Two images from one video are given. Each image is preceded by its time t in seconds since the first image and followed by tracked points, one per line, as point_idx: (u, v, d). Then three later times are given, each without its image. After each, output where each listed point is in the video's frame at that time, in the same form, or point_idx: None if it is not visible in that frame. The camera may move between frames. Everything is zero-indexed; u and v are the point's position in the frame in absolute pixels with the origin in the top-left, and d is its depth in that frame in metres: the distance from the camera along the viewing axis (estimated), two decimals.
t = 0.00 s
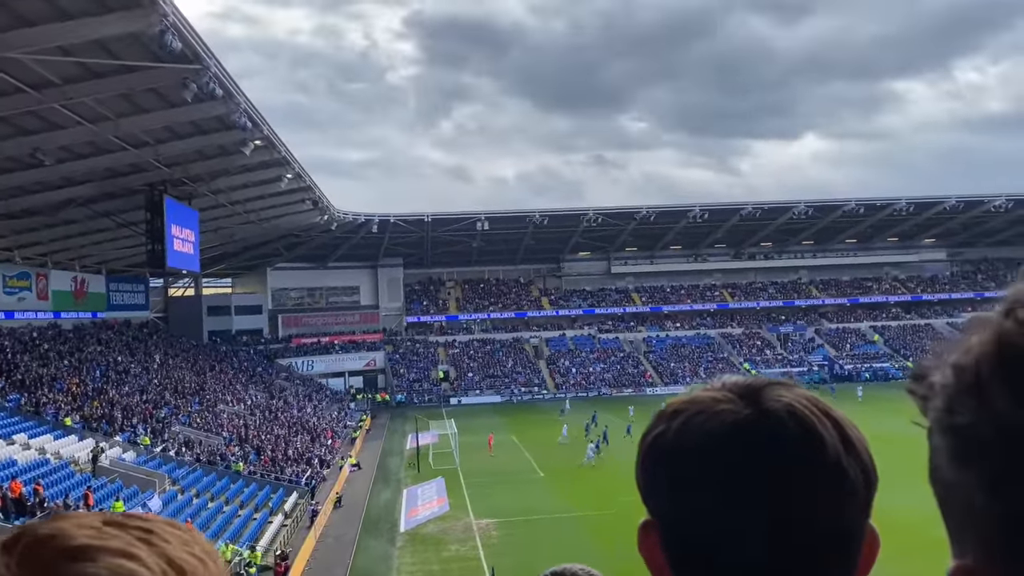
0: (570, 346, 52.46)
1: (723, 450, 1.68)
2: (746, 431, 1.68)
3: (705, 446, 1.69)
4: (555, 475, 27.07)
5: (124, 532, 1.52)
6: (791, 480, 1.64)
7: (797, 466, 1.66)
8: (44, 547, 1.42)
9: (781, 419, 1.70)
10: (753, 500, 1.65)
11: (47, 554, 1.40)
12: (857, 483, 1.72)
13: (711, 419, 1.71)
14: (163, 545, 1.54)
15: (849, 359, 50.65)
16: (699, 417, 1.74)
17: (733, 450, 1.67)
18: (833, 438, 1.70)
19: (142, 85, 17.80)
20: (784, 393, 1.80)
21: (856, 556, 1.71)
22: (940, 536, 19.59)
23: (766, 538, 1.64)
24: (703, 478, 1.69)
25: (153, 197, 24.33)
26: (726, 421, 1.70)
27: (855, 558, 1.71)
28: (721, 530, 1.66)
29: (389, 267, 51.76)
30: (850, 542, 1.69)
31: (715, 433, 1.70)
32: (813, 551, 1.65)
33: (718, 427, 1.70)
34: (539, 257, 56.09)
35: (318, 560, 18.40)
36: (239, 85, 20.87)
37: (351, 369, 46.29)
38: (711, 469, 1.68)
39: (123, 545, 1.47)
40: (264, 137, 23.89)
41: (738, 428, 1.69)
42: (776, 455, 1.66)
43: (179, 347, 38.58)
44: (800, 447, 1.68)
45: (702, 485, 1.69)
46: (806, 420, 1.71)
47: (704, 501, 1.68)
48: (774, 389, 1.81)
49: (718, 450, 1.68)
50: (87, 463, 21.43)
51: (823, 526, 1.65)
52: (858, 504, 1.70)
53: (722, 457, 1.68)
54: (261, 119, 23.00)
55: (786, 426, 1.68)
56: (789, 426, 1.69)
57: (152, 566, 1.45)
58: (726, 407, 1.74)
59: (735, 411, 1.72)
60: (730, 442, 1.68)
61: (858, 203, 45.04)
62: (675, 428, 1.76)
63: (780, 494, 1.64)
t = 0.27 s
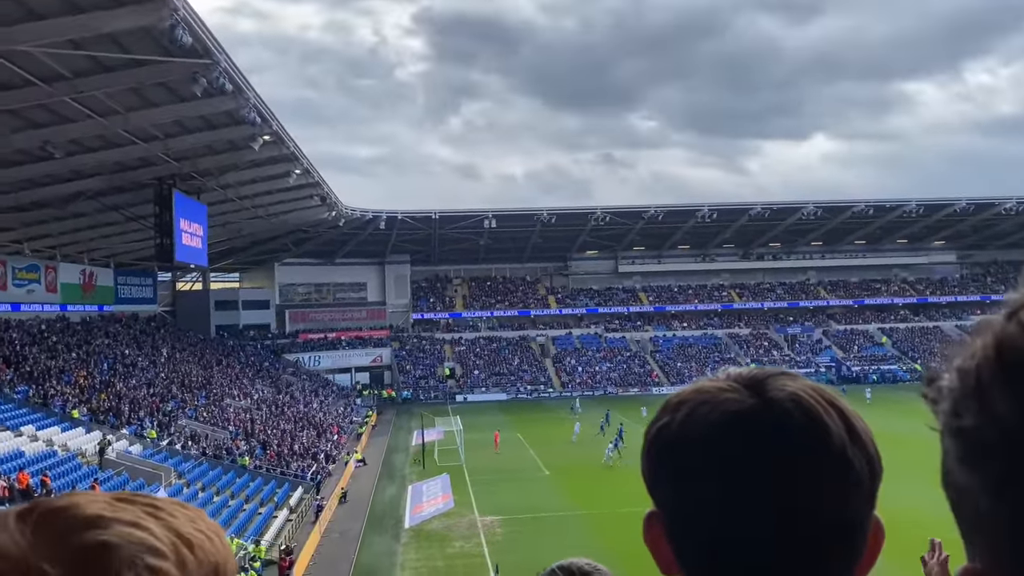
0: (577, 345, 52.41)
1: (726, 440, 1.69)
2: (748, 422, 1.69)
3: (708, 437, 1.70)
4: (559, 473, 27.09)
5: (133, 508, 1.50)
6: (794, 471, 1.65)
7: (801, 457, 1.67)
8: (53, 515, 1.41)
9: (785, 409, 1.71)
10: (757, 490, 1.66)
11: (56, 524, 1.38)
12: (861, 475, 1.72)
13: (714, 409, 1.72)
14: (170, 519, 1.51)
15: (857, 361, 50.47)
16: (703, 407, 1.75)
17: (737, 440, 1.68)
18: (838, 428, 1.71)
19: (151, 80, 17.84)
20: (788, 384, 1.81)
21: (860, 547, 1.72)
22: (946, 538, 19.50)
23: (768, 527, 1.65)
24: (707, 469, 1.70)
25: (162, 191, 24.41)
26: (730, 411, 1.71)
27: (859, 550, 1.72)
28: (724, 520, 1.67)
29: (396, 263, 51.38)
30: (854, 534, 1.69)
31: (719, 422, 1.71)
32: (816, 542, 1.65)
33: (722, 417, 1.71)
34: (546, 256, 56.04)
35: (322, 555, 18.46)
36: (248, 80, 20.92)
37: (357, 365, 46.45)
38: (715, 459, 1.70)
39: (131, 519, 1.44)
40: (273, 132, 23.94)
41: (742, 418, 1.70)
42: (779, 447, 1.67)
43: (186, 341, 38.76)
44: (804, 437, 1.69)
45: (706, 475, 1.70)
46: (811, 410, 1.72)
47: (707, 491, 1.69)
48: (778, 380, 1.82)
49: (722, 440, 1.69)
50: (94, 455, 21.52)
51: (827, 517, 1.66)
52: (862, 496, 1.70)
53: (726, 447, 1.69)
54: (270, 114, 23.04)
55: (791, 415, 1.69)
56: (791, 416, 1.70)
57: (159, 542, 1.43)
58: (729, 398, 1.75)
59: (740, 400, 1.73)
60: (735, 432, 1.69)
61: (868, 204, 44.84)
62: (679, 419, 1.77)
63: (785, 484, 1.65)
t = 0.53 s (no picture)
0: (588, 342, 52.42)
1: (735, 439, 1.68)
2: (758, 420, 1.68)
3: (717, 434, 1.70)
4: (570, 469, 27.13)
5: (151, 493, 1.39)
6: (805, 470, 1.64)
7: (811, 456, 1.65)
8: (70, 498, 1.31)
9: (797, 407, 1.69)
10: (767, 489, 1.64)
11: (74, 505, 1.29)
12: (872, 476, 1.70)
13: (724, 408, 1.72)
14: (185, 506, 1.41)
15: (870, 360, 50.24)
16: (712, 406, 1.74)
17: (745, 439, 1.68)
18: (848, 427, 1.69)
19: (168, 74, 17.95)
20: (798, 382, 1.79)
21: (870, 549, 1.70)
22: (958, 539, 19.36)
23: (778, 526, 1.63)
24: (716, 467, 1.69)
25: (178, 185, 24.55)
26: (740, 410, 1.69)
27: (869, 552, 1.70)
28: (734, 519, 1.66)
29: (408, 259, 51.70)
30: (864, 535, 1.67)
31: (729, 420, 1.70)
32: (827, 542, 1.64)
33: (731, 415, 1.70)
34: (558, 252, 56.03)
35: (334, 549, 18.56)
36: (262, 75, 21.01)
37: (368, 360, 46.66)
38: (725, 456, 1.69)
39: (149, 502, 1.36)
40: (287, 127, 24.04)
41: (750, 416, 1.69)
42: (788, 446, 1.65)
43: (200, 334, 39.03)
44: (814, 435, 1.67)
45: (716, 473, 1.69)
46: (822, 408, 1.70)
47: (718, 488, 1.67)
48: (788, 378, 1.80)
49: (731, 438, 1.68)
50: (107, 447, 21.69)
51: (836, 517, 1.64)
52: (873, 496, 1.69)
53: (735, 445, 1.68)
54: (285, 109, 23.15)
55: (801, 414, 1.68)
56: (801, 414, 1.69)
57: (177, 525, 1.33)
58: (738, 396, 1.74)
59: (749, 398, 1.72)
60: (745, 430, 1.68)
61: (883, 203, 44.59)
62: (687, 417, 1.76)
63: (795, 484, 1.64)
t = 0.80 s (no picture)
0: (602, 339, 52.34)
1: (751, 437, 1.66)
2: (775, 415, 1.65)
3: (734, 432, 1.67)
4: (582, 466, 27.11)
5: (184, 476, 1.43)
6: (819, 468, 1.62)
7: (825, 454, 1.62)
8: (115, 479, 1.33)
9: (810, 405, 1.66)
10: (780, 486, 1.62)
11: (119, 484, 1.32)
12: (886, 468, 1.69)
13: (740, 405, 1.69)
14: (218, 489, 1.43)
15: (886, 360, 49.88)
16: (728, 402, 1.71)
17: (761, 435, 1.65)
18: (860, 423, 1.66)
19: (185, 69, 18.04)
20: (813, 379, 1.76)
21: (882, 541, 1.69)
22: (973, 540, 19.17)
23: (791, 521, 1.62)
24: (732, 461, 1.68)
25: (194, 180, 24.69)
26: (756, 406, 1.67)
27: (882, 547, 1.69)
28: (749, 513, 1.65)
29: (423, 254, 51.51)
30: (876, 528, 1.66)
31: (744, 418, 1.67)
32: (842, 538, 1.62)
33: (747, 412, 1.67)
34: (572, 249, 55.94)
35: (347, 542, 18.63)
36: (279, 71, 21.07)
37: (382, 355, 46.86)
38: (741, 454, 1.67)
39: (184, 482, 1.38)
40: (303, 122, 24.11)
41: (767, 413, 1.66)
42: (803, 440, 1.63)
43: (215, 328, 39.29)
44: (828, 432, 1.65)
45: (732, 467, 1.67)
46: (837, 405, 1.67)
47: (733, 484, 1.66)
48: (804, 375, 1.77)
49: (746, 435, 1.66)
50: (124, 439, 21.92)
51: (848, 510, 1.63)
52: (888, 491, 1.67)
53: (752, 445, 1.65)
54: (301, 104, 23.22)
55: (814, 412, 1.65)
56: (816, 412, 1.65)
57: (210, 503, 1.35)
58: (756, 392, 1.71)
59: (764, 395, 1.69)
60: (760, 427, 1.65)
61: (900, 201, 44.24)
62: (705, 414, 1.74)
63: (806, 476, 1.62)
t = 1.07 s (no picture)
0: (615, 335, 52.30)
1: (762, 435, 1.59)
2: (786, 412, 1.57)
3: (745, 430, 1.60)
4: (595, 462, 27.09)
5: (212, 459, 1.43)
6: (829, 466, 1.54)
7: (836, 454, 1.55)
8: (149, 456, 1.33)
9: (822, 403, 1.58)
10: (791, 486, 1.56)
11: (153, 461, 1.32)
12: (900, 467, 1.61)
13: (747, 404, 1.61)
14: (246, 472, 1.42)
15: (901, 357, 49.55)
16: (739, 398, 1.64)
17: (772, 433, 1.58)
18: (871, 422, 1.58)
19: (199, 64, 18.10)
20: (823, 375, 1.68)
21: (895, 544, 1.63)
22: (988, 539, 19.00)
23: (804, 522, 1.55)
24: (742, 458, 1.61)
25: (208, 174, 24.77)
26: (767, 404, 1.59)
27: (896, 546, 1.63)
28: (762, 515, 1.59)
29: (436, 250, 51.75)
30: (888, 529, 1.59)
31: (752, 417, 1.60)
32: (853, 539, 1.56)
33: (758, 410, 1.59)
34: (586, 244, 55.83)
35: (359, 536, 18.69)
36: (293, 65, 21.09)
37: (395, 350, 47.02)
38: (752, 453, 1.60)
39: (214, 464, 1.38)
40: (317, 117, 24.13)
41: (779, 412, 1.58)
42: (812, 438, 1.55)
43: (229, 322, 39.50)
44: (842, 430, 1.57)
45: (743, 463, 1.61)
46: (846, 403, 1.59)
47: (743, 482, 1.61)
48: (813, 371, 1.69)
49: (757, 434, 1.59)
50: (139, 432, 22.09)
51: (861, 511, 1.56)
52: (899, 489, 1.59)
53: (762, 444, 1.59)
54: (315, 99, 23.25)
55: (825, 410, 1.57)
56: (825, 409, 1.58)
57: (242, 484, 1.36)
58: (768, 387, 1.64)
59: (775, 391, 1.62)
60: (770, 425, 1.58)
61: (917, 197, 43.90)
62: (718, 411, 1.67)
63: (816, 475, 1.55)
